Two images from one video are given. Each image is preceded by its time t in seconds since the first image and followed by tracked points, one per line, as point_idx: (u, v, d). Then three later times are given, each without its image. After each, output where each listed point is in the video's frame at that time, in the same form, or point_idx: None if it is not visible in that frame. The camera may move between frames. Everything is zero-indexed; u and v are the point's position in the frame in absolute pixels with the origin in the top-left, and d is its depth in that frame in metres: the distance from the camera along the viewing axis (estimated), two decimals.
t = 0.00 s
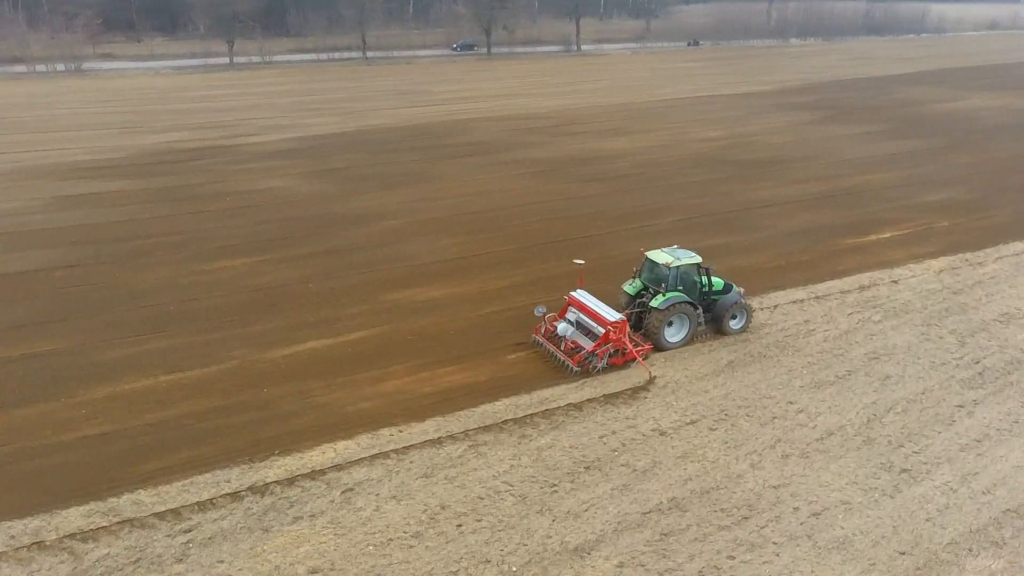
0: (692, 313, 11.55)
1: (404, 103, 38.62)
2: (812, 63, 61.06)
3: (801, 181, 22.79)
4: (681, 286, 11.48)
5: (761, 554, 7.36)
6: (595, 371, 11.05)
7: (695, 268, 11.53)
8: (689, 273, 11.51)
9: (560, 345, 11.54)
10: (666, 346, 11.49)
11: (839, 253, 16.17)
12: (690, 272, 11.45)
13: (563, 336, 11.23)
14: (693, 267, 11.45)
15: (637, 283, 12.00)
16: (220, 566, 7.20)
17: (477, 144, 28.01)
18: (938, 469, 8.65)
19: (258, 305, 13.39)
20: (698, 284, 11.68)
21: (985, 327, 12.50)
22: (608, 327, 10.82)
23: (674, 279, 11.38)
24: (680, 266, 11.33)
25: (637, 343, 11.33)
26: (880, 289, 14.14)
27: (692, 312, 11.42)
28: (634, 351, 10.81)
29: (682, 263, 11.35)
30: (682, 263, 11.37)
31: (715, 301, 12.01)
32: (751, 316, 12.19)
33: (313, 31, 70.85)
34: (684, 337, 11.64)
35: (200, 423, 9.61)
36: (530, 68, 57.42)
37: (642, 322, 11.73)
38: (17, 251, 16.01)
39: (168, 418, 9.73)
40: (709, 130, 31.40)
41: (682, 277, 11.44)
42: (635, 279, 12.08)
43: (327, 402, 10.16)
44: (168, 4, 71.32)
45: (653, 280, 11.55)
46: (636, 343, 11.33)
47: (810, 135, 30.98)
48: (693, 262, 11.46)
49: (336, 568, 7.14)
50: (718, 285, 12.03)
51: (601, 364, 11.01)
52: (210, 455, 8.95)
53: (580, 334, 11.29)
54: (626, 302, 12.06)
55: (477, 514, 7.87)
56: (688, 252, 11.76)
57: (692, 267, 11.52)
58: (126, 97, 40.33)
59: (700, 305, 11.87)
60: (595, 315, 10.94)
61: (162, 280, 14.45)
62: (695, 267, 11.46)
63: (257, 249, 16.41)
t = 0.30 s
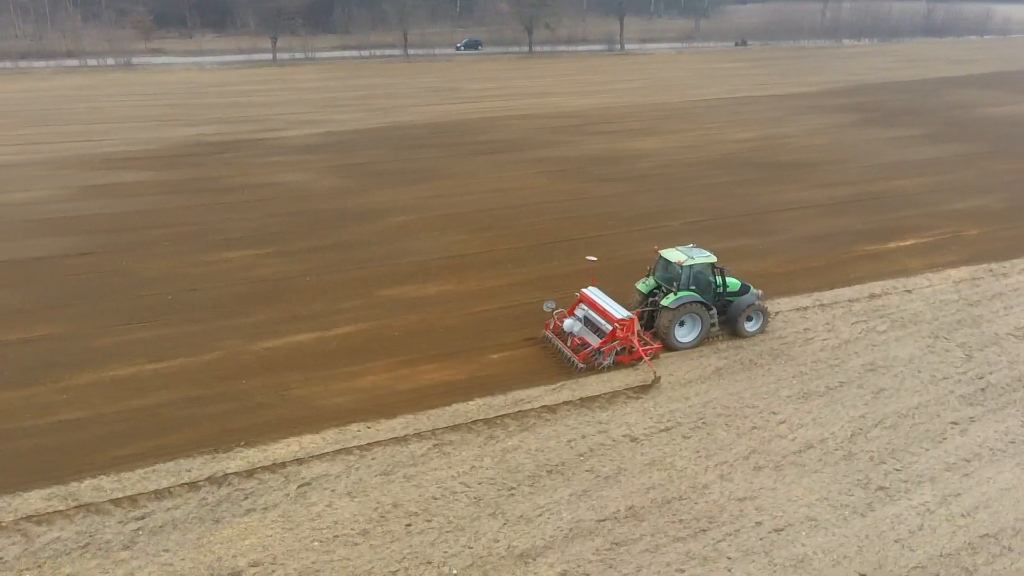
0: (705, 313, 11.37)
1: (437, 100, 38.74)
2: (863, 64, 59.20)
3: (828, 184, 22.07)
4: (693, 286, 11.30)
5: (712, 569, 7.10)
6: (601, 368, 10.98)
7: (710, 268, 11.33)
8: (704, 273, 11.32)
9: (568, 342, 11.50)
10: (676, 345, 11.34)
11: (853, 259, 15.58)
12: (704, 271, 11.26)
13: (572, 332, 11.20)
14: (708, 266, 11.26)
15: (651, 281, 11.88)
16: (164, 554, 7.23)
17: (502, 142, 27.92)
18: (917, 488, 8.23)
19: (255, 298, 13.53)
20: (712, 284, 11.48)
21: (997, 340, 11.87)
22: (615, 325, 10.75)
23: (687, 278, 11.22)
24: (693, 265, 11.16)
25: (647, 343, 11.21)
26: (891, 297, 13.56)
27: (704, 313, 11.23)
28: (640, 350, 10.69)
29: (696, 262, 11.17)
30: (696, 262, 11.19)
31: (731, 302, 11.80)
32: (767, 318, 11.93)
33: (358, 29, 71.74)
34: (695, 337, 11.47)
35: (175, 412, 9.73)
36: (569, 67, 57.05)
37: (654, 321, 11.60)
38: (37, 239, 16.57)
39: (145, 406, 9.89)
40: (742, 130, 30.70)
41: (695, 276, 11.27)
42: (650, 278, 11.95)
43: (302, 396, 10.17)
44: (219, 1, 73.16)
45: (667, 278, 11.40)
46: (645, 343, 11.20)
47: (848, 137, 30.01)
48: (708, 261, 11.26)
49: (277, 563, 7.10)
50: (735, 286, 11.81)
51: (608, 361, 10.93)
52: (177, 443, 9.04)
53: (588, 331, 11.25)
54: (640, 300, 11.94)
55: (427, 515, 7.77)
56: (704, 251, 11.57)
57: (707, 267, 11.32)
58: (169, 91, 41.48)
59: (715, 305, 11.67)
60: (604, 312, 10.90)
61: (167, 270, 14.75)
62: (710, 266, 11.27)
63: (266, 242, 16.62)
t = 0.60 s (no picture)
0: (719, 314, 11.14)
1: (471, 98, 38.77)
2: (918, 66, 57.10)
3: (857, 188, 21.33)
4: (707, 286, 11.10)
5: None
6: (598, 367, 10.85)
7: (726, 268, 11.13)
8: (719, 273, 11.12)
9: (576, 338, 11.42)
10: (688, 346, 11.13)
11: (867, 265, 14.99)
12: (718, 272, 11.06)
13: (579, 328, 11.11)
14: (722, 266, 11.05)
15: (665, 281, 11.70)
16: (111, 539, 7.31)
17: (528, 140, 27.77)
18: (890, 507, 7.84)
19: (252, 289, 13.68)
20: (726, 285, 11.27)
21: (1007, 354, 11.25)
22: (623, 322, 10.63)
23: (700, 278, 11.03)
24: (707, 265, 10.97)
25: (654, 343, 11.06)
26: (900, 306, 12.99)
27: (718, 313, 11.01)
28: (647, 348, 10.54)
29: (710, 262, 10.98)
30: (710, 262, 10.99)
31: (747, 304, 11.55)
32: (784, 321, 11.65)
33: (402, 26, 72.46)
34: (709, 338, 11.23)
35: (151, 400, 9.88)
36: (610, 65, 56.56)
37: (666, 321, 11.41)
38: (58, 227, 17.13)
39: (124, 393, 10.07)
40: (776, 131, 29.94)
41: (709, 276, 11.07)
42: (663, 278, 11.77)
43: (277, 388, 10.21)
44: None
45: (679, 278, 11.22)
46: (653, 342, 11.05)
47: (887, 140, 28.98)
48: (723, 261, 11.06)
49: (218, 553, 7.10)
50: (752, 287, 11.58)
51: (614, 359, 10.83)
52: (147, 430, 9.17)
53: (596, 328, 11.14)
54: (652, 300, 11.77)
55: (376, 512, 7.70)
56: (719, 251, 11.37)
57: (721, 267, 11.12)
58: (213, 86, 42.55)
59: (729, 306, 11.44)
60: (612, 309, 10.78)
61: (174, 260, 15.05)
62: (725, 266, 11.06)
63: (274, 235, 16.82)
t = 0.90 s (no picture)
0: (732, 316, 11.02)
1: (504, 96, 38.63)
2: (974, 68, 54.79)
3: (885, 193, 20.59)
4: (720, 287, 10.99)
5: None
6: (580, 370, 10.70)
7: (740, 268, 11.06)
8: (733, 273, 11.05)
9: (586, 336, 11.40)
10: (699, 347, 11.00)
11: (878, 273, 14.44)
12: (731, 272, 10.98)
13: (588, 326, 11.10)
14: (736, 266, 10.98)
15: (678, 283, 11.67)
16: (63, 521, 7.45)
17: (553, 138, 27.52)
18: (853, 524, 7.51)
19: (249, 282, 13.87)
20: (740, 287, 11.16)
21: (1013, 369, 10.67)
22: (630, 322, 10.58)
23: (712, 278, 10.97)
24: (719, 265, 10.91)
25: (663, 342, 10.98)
26: (906, 316, 12.47)
27: (730, 314, 10.89)
28: (653, 349, 10.48)
29: (722, 262, 10.92)
30: (724, 262, 10.94)
31: (763, 307, 11.41)
32: (801, 327, 11.43)
33: (445, 24, 72.80)
34: (720, 341, 11.09)
35: (130, 387, 10.09)
36: (651, 64, 55.77)
37: (677, 323, 11.33)
38: (78, 216, 17.67)
39: (105, 379, 10.30)
40: (810, 133, 29.13)
41: (721, 277, 10.99)
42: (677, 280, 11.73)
43: (252, 380, 10.30)
44: None
45: (692, 278, 11.17)
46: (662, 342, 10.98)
47: (927, 144, 27.89)
48: (737, 261, 11.00)
49: (162, 540, 7.18)
50: (769, 291, 11.46)
51: (620, 358, 10.77)
52: (118, 417, 9.35)
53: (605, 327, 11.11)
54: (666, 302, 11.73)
55: (325, 506, 7.69)
56: (734, 252, 11.31)
57: (734, 267, 11.05)
58: (253, 81, 43.36)
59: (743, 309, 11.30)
60: (621, 308, 10.74)
61: (180, 251, 15.36)
62: (739, 266, 11.00)
63: (282, 229, 17.02)
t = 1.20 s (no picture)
0: (744, 319, 10.79)
1: (536, 94, 38.43)
2: None
3: (913, 199, 19.82)
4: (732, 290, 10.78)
5: None
6: (560, 371, 10.57)
7: (755, 271, 10.79)
8: (748, 276, 10.79)
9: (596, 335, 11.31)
10: (708, 351, 10.82)
11: (888, 280, 13.90)
12: (745, 275, 10.72)
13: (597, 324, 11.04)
14: (750, 269, 10.72)
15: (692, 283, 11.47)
16: (20, 502, 7.63)
17: (578, 136, 27.24)
18: (808, 541, 7.21)
19: (247, 274, 14.07)
20: (754, 290, 10.91)
21: (1014, 384, 10.13)
22: (638, 321, 10.48)
23: (725, 280, 10.74)
24: (732, 267, 10.66)
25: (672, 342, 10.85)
26: (909, 327, 11.95)
27: (741, 318, 10.66)
28: (661, 350, 10.35)
29: (736, 265, 10.68)
30: (738, 264, 10.69)
31: (778, 312, 11.15)
32: (817, 333, 11.14)
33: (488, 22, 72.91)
34: (731, 345, 10.88)
35: (111, 374, 10.32)
36: (692, 64, 54.86)
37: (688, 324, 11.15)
38: (98, 206, 18.21)
39: (89, 364, 10.55)
40: (845, 135, 28.26)
41: (734, 279, 10.75)
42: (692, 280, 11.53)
43: (230, 370, 10.43)
44: None
45: (705, 279, 10.95)
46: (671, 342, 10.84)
47: (969, 149, 26.77)
48: (752, 264, 10.73)
49: (109, 525, 7.29)
50: (786, 295, 11.18)
51: (626, 358, 10.65)
52: (93, 402, 9.57)
53: (614, 326, 11.03)
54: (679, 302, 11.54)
55: (274, 498, 7.72)
56: (750, 254, 11.04)
57: (749, 270, 10.78)
58: (293, 77, 44.07)
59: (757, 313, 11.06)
60: (631, 307, 10.65)
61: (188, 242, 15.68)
62: (754, 269, 10.73)
63: (291, 222, 17.23)
